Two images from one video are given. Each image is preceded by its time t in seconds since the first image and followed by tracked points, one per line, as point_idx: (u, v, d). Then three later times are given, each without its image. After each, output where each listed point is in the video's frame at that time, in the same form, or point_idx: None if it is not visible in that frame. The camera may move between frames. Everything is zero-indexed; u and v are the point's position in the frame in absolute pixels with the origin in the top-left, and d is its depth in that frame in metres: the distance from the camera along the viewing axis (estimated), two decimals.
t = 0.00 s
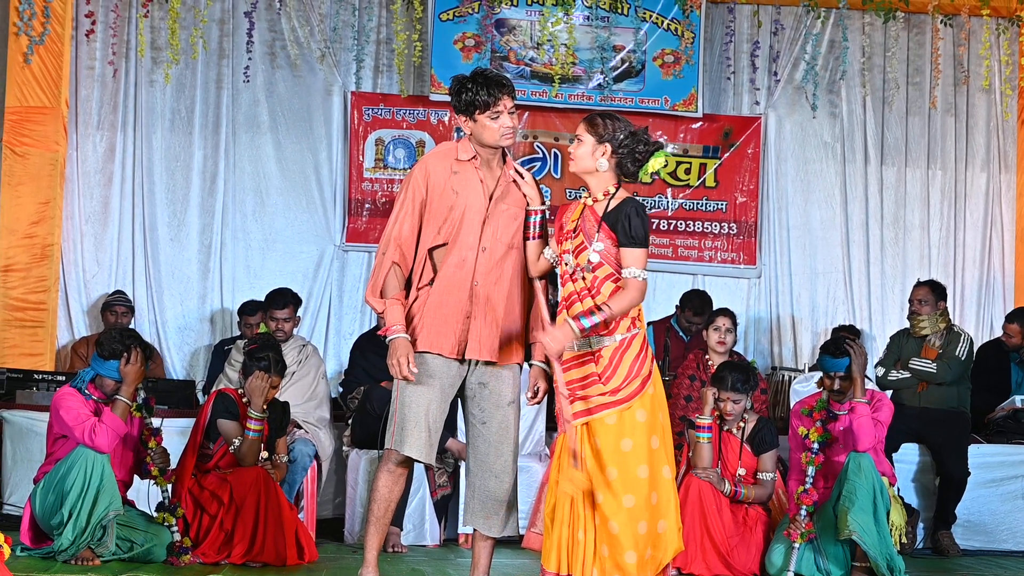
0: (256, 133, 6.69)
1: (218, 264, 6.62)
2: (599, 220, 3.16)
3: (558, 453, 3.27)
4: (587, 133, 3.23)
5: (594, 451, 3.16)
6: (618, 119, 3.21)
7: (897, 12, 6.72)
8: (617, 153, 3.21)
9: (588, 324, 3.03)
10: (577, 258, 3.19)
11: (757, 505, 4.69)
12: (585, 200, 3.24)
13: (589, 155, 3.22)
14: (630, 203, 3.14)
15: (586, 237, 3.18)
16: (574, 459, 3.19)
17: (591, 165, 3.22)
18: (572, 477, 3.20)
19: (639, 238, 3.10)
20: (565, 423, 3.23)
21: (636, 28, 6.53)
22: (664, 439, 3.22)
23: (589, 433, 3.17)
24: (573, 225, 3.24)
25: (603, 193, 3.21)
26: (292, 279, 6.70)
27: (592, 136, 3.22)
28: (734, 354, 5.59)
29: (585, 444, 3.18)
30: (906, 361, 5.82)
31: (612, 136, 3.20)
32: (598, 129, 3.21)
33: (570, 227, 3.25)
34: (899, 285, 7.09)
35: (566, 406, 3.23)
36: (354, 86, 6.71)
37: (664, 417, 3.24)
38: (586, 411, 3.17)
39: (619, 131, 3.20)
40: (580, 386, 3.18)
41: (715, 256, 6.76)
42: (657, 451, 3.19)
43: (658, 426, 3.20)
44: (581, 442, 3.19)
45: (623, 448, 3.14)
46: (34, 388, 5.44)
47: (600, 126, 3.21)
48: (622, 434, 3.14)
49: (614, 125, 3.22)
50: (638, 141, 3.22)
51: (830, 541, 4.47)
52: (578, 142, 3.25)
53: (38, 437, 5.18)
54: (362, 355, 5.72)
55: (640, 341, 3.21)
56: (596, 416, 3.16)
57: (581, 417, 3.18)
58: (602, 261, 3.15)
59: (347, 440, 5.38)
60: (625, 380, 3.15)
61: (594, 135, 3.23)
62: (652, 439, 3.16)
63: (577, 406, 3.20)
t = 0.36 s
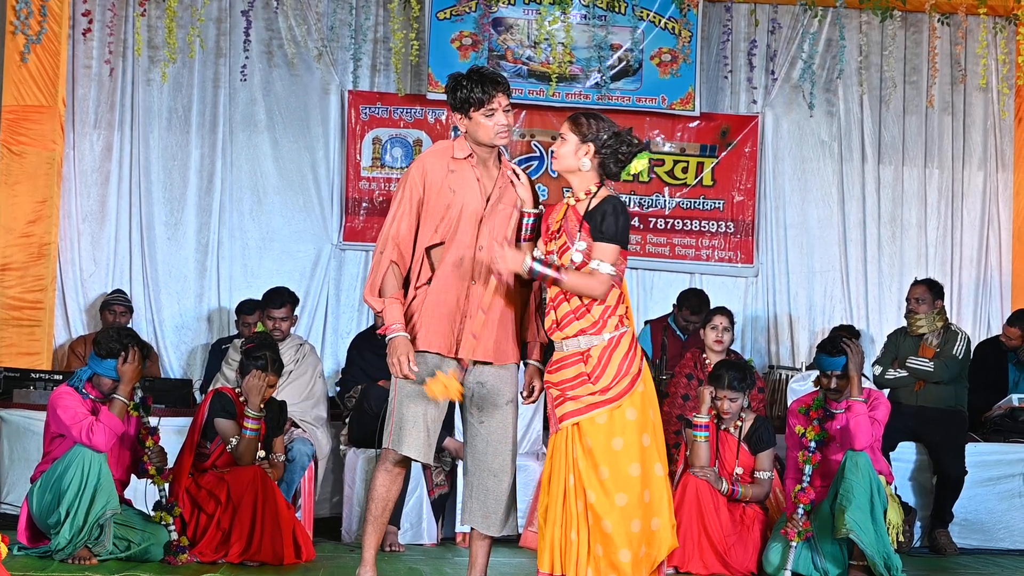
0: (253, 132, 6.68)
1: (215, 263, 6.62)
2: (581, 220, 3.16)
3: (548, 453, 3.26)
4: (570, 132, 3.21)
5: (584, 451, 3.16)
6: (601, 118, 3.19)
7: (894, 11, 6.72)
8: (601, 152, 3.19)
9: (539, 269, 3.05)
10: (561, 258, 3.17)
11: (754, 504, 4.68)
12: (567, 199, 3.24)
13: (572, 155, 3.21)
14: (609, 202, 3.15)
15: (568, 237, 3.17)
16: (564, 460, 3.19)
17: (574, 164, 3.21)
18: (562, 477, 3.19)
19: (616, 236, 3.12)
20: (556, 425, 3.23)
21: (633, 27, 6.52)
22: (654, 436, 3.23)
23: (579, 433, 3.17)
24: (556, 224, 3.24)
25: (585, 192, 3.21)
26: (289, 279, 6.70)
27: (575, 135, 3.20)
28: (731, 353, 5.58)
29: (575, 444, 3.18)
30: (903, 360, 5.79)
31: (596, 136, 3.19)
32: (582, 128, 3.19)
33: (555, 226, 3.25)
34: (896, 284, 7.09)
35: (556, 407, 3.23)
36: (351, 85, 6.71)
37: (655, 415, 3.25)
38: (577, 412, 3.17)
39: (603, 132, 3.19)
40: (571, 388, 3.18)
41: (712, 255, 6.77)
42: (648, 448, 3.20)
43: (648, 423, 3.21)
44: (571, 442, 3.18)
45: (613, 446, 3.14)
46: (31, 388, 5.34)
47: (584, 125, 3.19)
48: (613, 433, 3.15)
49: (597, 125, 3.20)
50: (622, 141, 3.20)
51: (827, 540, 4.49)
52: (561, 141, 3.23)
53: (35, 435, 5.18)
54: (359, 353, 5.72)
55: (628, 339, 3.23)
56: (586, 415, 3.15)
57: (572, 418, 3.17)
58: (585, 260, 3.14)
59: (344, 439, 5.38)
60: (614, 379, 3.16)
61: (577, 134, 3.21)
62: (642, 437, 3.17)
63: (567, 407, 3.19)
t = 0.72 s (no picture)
0: (251, 129, 6.67)
1: (213, 261, 6.61)
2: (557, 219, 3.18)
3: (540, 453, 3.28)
4: (555, 129, 3.23)
5: (575, 450, 3.17)
6: (586, 119, 3.21)
7: (893, 9, 6.72)
8: (583, 154, 3.22)
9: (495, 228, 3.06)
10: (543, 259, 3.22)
11: (752, 501, 4.67)
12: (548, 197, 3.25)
13: (554, 153, 3.23)
14: (583, 198, 3.18)
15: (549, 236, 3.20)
16: (555, 459, 3.20)
17: (555, 162, 3.24)
18: (553, 477, 3.20)
19: (580, 229, 3.14)
20: (547, 425, 3.24)
21: (632, 25, 6.52)
22: (646, 433, 3.23)
23: (569, 432, 3.18)
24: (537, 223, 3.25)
25: (563, 189, 3.23)
26: (287, 276, 6.70)
27: (561, 134, 3.22)
28: (730, 351, 5.57)
29: (565, 444, 3.19)
30: (902, 357, 5.79)
31: (581, 137, 3.21)
32: (567, 127, 3.21)
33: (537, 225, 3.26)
34: (895, 281, 7.10)
35: (547, 408, 3.25)
36: (349, 82, 6.70)
37: (646, 412, 3.25)
38: (567, 411, 3.18)
39: (587, 133, 3.21)
40: (559, 388, 3.20)
41: (711, 252, 6.77)
42: (639, 445, 3.20)
43: (639, 420, 3.21)
44: (562, 441, 3.20)
45: (604, 444, 3.15)
46: (30, 385, 5.38)
47: (570, 125, 3.21)
48: (603, 431, 3.16)
49: (584, 125, 3.22)
50: (605, 145, 3.23)
51: (825, 537, 4.49)
52: (545, 138, 3.25)
53: (34, 433, 5.18)
54: (358, 351, 5.73)
55: (615, 336, 3.25)
56: (576, 414, 3.17)
57: (562, 417, 3.19)
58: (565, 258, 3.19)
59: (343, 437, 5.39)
60: (603, 376, 3.17)
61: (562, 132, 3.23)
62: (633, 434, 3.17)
63: (557, 407, 3.21)
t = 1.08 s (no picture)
0: (249, 125, 6.67)
1: (210, 257, 6.61)
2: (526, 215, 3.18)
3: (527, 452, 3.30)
4: (534, 128, 3.22)
5: (561, 448, 3.18)
6: (567, 121, 3.21)
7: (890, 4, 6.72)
8: (559, 154, 3.20)
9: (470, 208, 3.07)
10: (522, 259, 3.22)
11: (750, 497, 4.67)
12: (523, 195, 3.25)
13: (531, 153, 3.22)
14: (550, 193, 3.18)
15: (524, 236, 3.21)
16: (541, 458, 3.21)
17: (530, 161, 3.22)
18: (539, 476, 3.22)
19: (545, 224, 3.13)
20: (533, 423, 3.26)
21: (629, 20, 6.51)
22: (632, 428, 3.24)
23: (555, 430, 3.19)
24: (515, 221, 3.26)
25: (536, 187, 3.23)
26: (285, 272, 6.70)
27: (539, 133, 3.21)
28: (728, 346, 5.55)
29: (551, 442, 3.20)
30: (900, 353, 5.81)
31: (558, 137, 3.20)
32: (546, 127, 3.20)
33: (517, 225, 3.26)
34: (892, 276, 7.10)
35: (533, 406, 3.26)
36: (346, 78, 6.69)
37: (631, 406, 3.26)
38: (553, 409, 3.20)
39: (565, 134, 3.20)
40: (544, 386, 3.21)
41: (708, 248, 6.77)
42: (626, 440, 3.21)
43: (625, 415, 3.22)
44: (548, 440, 3.21)
45: (590, 441, 3.16)
46: (26, 381, 5.37)
47: (549, 125, 3.20)
48: (589, 428, 3.17)
49: (561, 127, 3.21)
50: (581, 149, 3.22)
51: (823, 533, 4.49)
52: (523, 136, 3.23)
53: (30, 429, 5.17)
54: (355, 347, 5.72)
55: (599, 331, 3.25)
56: (561, 413, 3.18)
57: (547, 416, 3.20)
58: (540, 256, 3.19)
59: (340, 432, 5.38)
60: (588, 372, 3.19)
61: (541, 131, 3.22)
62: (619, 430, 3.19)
63: (542, 405, 3.22)
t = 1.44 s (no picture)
0: (245, 124, 6.67)
1: (208, 255, 6.61)
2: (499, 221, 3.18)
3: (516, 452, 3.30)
4: (494, 137, 3.17)
5: (551, 447, 3.19)
6: (519, 121, 3.16)
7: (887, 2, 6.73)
8: (528, 155, 3.16)
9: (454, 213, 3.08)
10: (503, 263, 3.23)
11: (747, 494, 4.68)
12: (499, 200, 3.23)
13: (499, 159, 3.16)
14: (523, 196, 3.16)
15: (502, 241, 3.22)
16: (531, 457, 3.22)
17: (501, 168, 3.17)
18: (529, 476, 3.22)
19: (518, 226, 3.10)
20: (523, 423, 3.27)
21: (625, 18, 6.51)
22: (622, 425, 3.25)
23: (545, 429, 3.20)
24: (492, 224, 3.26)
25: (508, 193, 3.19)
26: (282, 270, 6.69)
27: (501, 139, 3.16)
28: (725, 344, 5.52)
29: (541, 441, 3.21)
30: (896, 349, 5.82)
31: (522, 139, 3.15)
32: (505, 132, 3.16)
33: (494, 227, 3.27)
34: (889, 273, 7.10)
35: (522, 406, 3.27)
36: (343, 76, 6.69)
37: (620, 403, 3.27)
38: (542, 408, 3.20)
39: (523, 133, 3.15)
40: (533, 386, 3.22)
41: (705, 246, 6.77)
42: (615, 437, 3.22)
43: (614, 412, 3.24)
44: (537, 439, 3.22)
45: (579, 438, 3.18)
46: (24, 380, 5.33)
47: (507, 130, 3.15)
48: (579, 425, 3.18)
49: (520, 128, 3.17)
50: (546, 142, 3.18)
51: (819, 530, 4.49)
52: (486, 147, 3.17)
53: (28, 428, 5.17)
54: (352, 345, 5.72)
55: (588, 329, 3.25)
56: (551, 411, 3.18)
57: (537, 415, 3.21)
58: (521, 259, 3.19)
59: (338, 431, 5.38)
60: (577, 369, 3.20)
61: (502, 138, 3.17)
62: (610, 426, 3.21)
63: (532, 405, 3.23)
